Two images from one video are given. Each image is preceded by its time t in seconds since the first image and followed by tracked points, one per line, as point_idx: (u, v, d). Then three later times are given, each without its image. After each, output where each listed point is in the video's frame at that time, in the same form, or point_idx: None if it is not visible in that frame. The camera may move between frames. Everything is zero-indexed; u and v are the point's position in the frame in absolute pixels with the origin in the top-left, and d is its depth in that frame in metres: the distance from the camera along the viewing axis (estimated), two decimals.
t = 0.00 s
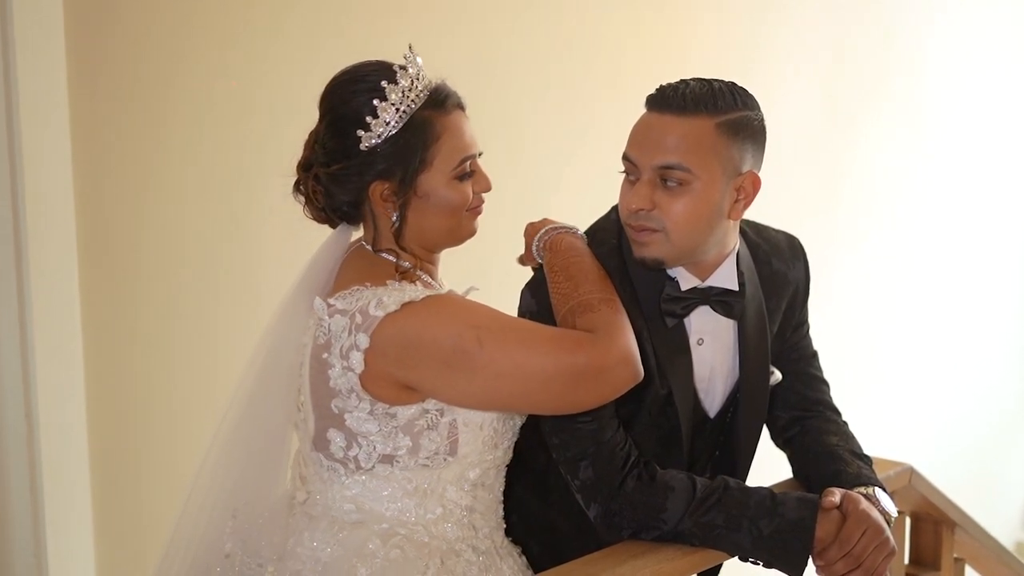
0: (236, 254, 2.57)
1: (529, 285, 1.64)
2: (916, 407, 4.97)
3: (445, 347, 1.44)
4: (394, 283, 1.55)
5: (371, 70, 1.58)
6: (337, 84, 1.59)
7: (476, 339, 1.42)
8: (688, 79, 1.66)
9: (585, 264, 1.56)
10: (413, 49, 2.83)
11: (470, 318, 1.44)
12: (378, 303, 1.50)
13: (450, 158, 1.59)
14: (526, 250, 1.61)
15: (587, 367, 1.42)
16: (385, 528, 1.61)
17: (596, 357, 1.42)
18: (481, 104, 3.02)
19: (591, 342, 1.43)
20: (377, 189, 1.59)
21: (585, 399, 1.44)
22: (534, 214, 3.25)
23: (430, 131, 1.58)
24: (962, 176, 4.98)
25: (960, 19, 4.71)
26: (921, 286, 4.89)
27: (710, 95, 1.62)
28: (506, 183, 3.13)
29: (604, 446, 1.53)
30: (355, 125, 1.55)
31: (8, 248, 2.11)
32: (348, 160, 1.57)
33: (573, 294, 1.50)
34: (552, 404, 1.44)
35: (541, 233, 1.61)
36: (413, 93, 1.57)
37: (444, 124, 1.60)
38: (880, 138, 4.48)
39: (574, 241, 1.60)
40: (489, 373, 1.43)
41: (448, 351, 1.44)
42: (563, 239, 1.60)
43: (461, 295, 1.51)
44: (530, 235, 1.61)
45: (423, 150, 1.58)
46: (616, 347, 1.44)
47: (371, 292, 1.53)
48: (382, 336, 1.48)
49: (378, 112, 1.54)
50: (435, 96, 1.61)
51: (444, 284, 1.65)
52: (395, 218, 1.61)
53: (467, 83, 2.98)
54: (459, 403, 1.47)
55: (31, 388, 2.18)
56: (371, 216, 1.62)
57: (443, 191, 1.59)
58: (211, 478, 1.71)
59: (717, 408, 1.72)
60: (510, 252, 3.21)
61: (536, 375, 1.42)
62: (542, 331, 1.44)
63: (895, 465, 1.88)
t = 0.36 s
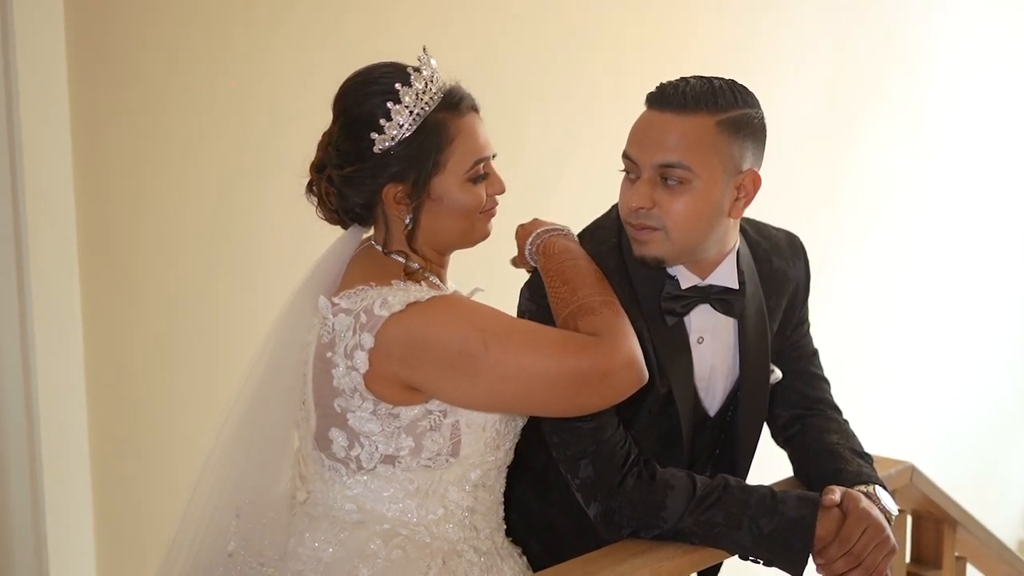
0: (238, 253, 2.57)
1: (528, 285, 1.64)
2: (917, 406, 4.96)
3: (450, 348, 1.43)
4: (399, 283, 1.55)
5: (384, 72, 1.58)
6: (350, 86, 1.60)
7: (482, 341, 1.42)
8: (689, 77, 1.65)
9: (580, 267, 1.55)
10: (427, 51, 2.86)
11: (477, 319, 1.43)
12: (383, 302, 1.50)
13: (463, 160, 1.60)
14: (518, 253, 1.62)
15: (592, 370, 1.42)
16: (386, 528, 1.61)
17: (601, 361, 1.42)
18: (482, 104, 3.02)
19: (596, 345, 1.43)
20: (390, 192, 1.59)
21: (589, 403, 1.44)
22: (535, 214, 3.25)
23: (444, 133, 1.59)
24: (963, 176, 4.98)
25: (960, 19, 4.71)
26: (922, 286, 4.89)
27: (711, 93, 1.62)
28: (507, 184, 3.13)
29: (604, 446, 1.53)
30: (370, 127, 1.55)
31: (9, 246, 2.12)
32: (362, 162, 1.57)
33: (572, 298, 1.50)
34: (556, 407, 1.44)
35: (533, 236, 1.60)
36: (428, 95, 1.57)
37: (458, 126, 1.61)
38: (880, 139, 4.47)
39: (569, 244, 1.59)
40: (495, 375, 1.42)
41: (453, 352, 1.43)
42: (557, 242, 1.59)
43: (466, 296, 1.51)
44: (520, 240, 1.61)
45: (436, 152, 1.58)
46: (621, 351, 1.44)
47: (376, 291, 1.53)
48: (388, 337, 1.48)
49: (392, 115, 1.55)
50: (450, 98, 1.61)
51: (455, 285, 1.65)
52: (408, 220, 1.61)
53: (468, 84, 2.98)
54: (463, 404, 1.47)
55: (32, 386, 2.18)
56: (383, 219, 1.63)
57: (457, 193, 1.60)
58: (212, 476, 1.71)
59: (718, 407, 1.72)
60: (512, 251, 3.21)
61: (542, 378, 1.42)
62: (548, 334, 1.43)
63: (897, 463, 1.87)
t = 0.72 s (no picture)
0: (240, 251, 2.56)
1: (523, 282, 1.64)
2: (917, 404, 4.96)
3: (450, 339, 1.44)
4: (400, 277, 1.56)
5: (396, 71, 1.59)
6: (361, 84, 1.60)
7: (480, 331, 1.43)
8: (687, 73, 1.65)
9: (571, 267, 1.54)
10: (439, 50, 2.88)
11: (476, 310, 1.44)
12: (383, 295, 1.51)
13: (473, 161, 1.60)
14: (507, 259, 1.62)
15: (591, 360, 1.42)
16: (386, 525, 1.61)
17: (601, 351, 1.42)
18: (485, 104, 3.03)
19: (596, 335, 1.43)
20: (400, 190, 1.60)
21: (589, 393, 1.44)
22: (537, 213, 3.25)
23: (454, 133, 1.60)
24: (964, 175, 4.98)
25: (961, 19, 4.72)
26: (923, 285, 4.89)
27: (708, 89, 1.62)
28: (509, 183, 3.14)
29: (602, 441, 1.53)
30: (381, 126, 1.56)
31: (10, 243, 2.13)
32: (372, 160, 1.58)
33: (565, 296, 1.50)
34: (556, 398, 1.43)
35: (522, 242, 1.60)
36: (439, 95, 1.58)
37: (468, 126, 1.61)
38: (881, 139, 4.48)
39: (557, 247, 1.57)
40: (495, 365, 1.43)
41: (453, 343, 1.44)
42: (545, 245, 1.58)
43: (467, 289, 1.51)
44: (508, 245, 1.61)
45: (446, 152, 1.59)
46: (620, 342, 1.44)
47: (377, 284, 1.54)
48: (388, 329, 1.48)
49: (403, 113, 1.55)
50: (461, 98, 1.62)
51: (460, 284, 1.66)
52: (416, 219, 1.62)
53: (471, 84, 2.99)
54: (463, 396, 1.47)
55: (32, 383, 2.19)
56: (391, 217, 1.63)
57: (465, 194, 1.60)
58: (212, 472, 1.72)
59: (717, 404, 1.72)
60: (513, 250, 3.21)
61: (541, 367, 1.42)
62: (547, 325, 1.44)
63: (897, 459, 1.87)
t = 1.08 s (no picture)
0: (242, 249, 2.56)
1: (524, 279, 1.64)
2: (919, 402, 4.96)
3: (452, 335, 1.44)
4: (404, 273, 1.55)
5: (401, 70, 1.59)
6: (367, 83, 1.60)
7: (482, 328, 1.42)
8: (686, 69, 1.65)
9: (570, 264, 1.54)
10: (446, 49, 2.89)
11: (478, 307, 1.44)
12: (385, 290, 1.50)
13: (478, 160, 1.60)
14: (507, 254, 1.62)
15: (593, 358, 1.41)
16: (385, 522, 1.61)
17: (603, 349, 1.42)
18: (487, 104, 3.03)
19: (598, 333, 1.43)
20: (406, 190, 1.60)
21: (591, 391, 1.43)
22: (538, 212, 3.25)
23: (459, 133, 1.60)
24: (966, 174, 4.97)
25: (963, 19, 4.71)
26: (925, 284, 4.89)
27: (708, 84, 1.62)
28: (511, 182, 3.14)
29: (602, 437, 1.53)
30: (387, 125, 1.55)
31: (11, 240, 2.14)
32: (378, 160, 1.58)
33: (566, 294, 1.50)
34: (558, 395, 1.43)
35: (521, 241, 1.60)
36: (445, 94, 1.58)
37: (474, 126, 1.61)
38: (882, 139, 4.47)
39: (557, 244, 1.57)
40: (497, 362, 1.43)
41: (455, 339, 1.44)
42: (544, 242, 1.58)
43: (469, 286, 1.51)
44: (509, 239, 1.61)
45: (452, 152, 1.59)
46: (622, 341, 1.44)
47: (379, 279, 1.53)
48: (390, 325, 1.48)
49: (409, 113, 1.55)
50: (467, 98, 1.62)
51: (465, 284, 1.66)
52: (422, 219, 1.62)
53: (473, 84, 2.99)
54: (464, 393, 1.47)
55: (32, 380, 2.20)
56: (397, 216, 1.63)
57: (471, 193, 1.60)
58: (211, 469, 1.72)
59: (718, 401, 1.72)
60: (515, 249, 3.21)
61: (544, 364, 1.41)
62: (549, 322, 1.43)
63: (899, 456, 1.86)
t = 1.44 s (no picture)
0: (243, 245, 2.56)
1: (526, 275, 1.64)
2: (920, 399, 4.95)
3: (454, 330, 1.43)
4: (405, 268, 1.55)
5: (404, 66, 1.58)
6: (370, 79, 1.59)
7: (484, 323, 1.42)
8: (687, 64, 1.65)
9: (572, 260, 1.54)
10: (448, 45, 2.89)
11: (481, 302, 1.44)
12: (388, 285, 1.50)
13: (480, 156, 1.59)
14: (510, 250, 1.62)
15: (595, 355, 1.41)
16: (386, 517, 1.61)
17: (605, 347, 1.41)
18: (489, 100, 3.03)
19: (600, 331, 1.42)
20: (407, 185, 1.60)
21: (592, 388, 1.43)
22: (540, 209, 3.25)
23: (462, 128, 1.59)
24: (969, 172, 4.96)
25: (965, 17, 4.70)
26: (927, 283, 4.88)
27: (709, 78, 1.61)
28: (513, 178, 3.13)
29: (604, 432, 1.53)
30: (389, 121, 1.55)
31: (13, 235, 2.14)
32: (380, 155, 1.57)
33: (567, 291, 1.49)
34: (560, 392, 1.43)
35: (521, 237, 1.60)
36: (448, 89, 1.58)
37: (477, 122, 1.61)
38: (884, 138, 4.46)
39: (558, 240, 1.57)
40: (498, 358, 1.42)
41: (457, 333, 1.43)
42: (545, 238, 1.58)
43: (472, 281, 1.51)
44: (511, 236, 1.61)
45: (454, 147, 1.58)
46: (624, 338, 1.43)
47: (382, 274, 1.53)
48: (393, 319, 1.47)
49: (411, 108, 1.55)
50: (470, 93, 1.61)
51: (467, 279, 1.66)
52: (423, 214, 1.61)
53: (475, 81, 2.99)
54: (465, 387, 1.47)
55: (34, 375, 2.20)
56: (398, 211, 1.63)
57: (472, 189, 1.59)
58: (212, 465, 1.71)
59: (721, 396, 1.71)
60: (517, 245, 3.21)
61: (545, 361, 1.41)
62: (551, 319, 1.43)
63: (902, 452, 1.86)
